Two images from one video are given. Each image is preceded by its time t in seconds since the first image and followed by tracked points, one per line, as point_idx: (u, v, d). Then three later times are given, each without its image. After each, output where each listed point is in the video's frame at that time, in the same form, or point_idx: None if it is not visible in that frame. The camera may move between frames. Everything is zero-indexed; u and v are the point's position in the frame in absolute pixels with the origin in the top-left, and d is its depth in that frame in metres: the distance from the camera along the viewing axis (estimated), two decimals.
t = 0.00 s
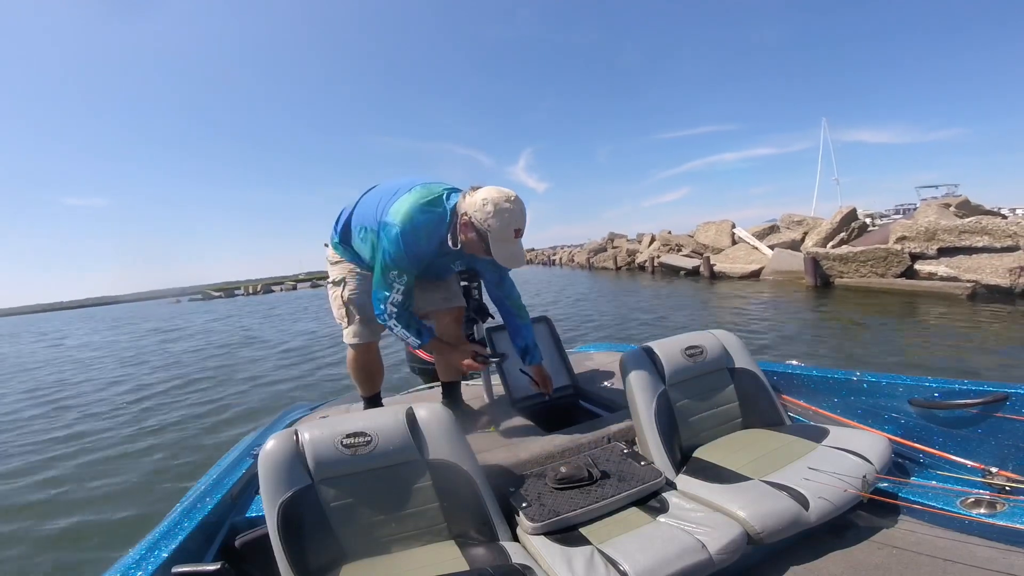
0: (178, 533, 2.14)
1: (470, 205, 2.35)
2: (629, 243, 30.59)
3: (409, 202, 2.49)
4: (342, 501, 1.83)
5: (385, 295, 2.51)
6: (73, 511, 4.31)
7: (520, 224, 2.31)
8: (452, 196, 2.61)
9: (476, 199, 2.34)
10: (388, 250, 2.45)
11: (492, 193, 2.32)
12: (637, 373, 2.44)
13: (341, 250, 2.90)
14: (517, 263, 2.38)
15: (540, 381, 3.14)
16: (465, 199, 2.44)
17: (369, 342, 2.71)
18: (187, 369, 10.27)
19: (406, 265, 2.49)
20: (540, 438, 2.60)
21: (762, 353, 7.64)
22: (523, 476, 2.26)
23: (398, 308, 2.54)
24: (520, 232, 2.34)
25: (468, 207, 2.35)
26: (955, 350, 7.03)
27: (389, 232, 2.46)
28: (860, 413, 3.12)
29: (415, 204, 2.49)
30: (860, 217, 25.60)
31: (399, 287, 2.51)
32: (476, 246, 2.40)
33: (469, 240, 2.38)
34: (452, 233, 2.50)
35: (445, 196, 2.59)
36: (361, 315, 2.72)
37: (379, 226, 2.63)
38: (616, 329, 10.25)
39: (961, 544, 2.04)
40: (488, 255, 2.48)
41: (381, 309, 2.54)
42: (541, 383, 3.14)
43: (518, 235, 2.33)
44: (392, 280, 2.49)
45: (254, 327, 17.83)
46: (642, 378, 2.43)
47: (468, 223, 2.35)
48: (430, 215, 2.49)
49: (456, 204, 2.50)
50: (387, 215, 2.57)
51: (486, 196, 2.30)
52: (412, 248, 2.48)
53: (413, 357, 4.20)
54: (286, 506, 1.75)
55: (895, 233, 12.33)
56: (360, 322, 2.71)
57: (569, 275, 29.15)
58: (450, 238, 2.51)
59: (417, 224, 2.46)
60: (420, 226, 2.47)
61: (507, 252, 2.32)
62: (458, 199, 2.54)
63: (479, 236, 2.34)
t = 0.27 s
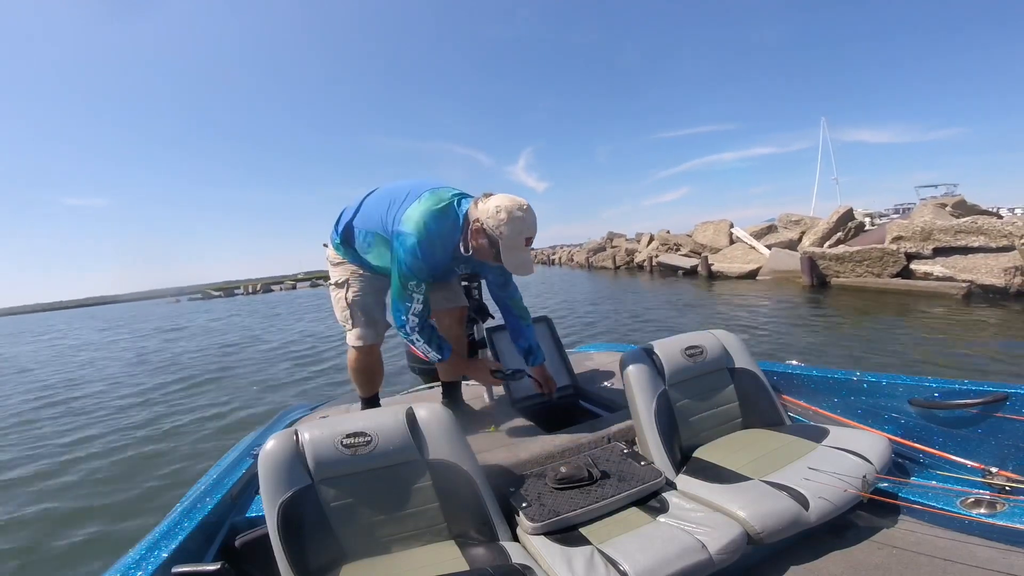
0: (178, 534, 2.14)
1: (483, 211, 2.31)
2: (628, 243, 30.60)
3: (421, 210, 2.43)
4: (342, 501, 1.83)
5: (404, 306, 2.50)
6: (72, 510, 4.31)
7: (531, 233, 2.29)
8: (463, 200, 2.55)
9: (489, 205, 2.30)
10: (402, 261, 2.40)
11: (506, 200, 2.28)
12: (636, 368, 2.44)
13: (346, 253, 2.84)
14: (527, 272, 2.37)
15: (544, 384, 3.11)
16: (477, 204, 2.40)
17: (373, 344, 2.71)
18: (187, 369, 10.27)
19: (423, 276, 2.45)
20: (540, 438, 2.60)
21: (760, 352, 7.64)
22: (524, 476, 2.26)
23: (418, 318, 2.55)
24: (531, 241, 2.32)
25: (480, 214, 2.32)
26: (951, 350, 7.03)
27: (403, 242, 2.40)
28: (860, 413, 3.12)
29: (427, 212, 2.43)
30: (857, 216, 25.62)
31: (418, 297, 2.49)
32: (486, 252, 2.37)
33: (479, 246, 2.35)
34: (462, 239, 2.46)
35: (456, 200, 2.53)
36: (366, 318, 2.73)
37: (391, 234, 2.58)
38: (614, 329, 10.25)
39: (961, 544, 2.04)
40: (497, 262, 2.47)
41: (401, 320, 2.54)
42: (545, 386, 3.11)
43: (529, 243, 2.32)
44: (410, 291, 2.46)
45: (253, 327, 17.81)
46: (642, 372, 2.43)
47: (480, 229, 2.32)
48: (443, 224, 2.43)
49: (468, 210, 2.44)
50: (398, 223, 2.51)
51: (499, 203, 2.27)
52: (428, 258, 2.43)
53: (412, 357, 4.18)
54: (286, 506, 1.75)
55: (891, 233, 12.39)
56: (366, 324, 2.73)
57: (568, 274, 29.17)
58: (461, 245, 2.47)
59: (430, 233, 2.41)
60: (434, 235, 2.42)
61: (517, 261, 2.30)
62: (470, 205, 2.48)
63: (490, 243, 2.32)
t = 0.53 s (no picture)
0: (178, 534, 2.14)
1: (491, 214, 2.32)
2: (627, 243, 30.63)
3: (431, 216, 2.42)
4: (342, 501, 1.83)
5: (423, 315, 2.49)
6: (71, 510, 4.31)
7: (539, 237, 2.32)
8: (471, 203, 2.55)
9: (498, 208, 2.31)
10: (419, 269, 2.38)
11: (515, 204, 2.31)
12: (636, 366, 2.44)
13: (349, 256, 2.83)
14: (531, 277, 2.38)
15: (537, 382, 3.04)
16: (486, 208, 2.42)
17: (376, 346, 2.70)
18: (187, 369, 10.28)
19: (439, 283, 2.44)
20: (540, 438, 2.60)
21: (758, 353, 7.64)
22: (523, 476, 2.26)
23: (436, 325, 2.54)
24: (538, 245, 2.34)
25: (490, 216, 2.33)
26: (946, 351, 7.06)
27: (418, 252, 2.39)
28: (860, 413, 3.12)
29: (438, 218, 2.41)
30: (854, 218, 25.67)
31: (436, 304, 2.48)
32: (493, 254, 2.36)
33: (487, 248, 2.35)
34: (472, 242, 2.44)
35: (464, 204, 2.52)
36: (369, 319, 2.73)
37: (402, 240, 2.58)
38: (613, 330, 10.26)
39: (961, 545, 2.04)
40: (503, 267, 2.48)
41: (420, 328, 2.53)
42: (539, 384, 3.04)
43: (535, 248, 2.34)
44: (428, 299, 2.46)
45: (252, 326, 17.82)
46: (641, 371, 2.43)
47: (488, 231, 2.32)
48: (454, 229, 2.42)
49: (477, 213, 2.44)
50: (409, 230, 2.50)
51: (509, 206, 2.29)
52: (443, 265, 2.41)
53: (412, 357, 4.17)
54: (286, 506, 1.75)
55: (887, 234, 12.45)
56: (370, 326, 2.72)
57: (566, 275, 29.19)
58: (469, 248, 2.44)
59: (444, 239, 2.39)
60: (447, 241, 2.40)
61: (523, 264, 2.31)
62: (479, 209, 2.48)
63: (498, 245, 2.33)
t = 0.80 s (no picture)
0: (178, 533, 2.14)
1: (497, 219, 2.34)
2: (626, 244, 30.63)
3: (436, 219, 2.41)
4: (342, 501, 1.83)
5: (430, 318, 2.48)
6: (70, 510, 4.31)
7: (543, 246, 2.34)
8: (474, 206, 2.56)
9: (504, 213, 2.33)
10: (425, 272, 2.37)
11: (521, 210, 2.32)
12: (636, 365, 2.44)
13: (351, 259, 2.82)
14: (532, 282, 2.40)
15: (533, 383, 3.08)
16: (492, 212, 2.43)
17: (378, 348, 2.71)
18: (186, 369, 10.27)
19: (446, 287, 2.43)
20: (540, 438, 2.60)
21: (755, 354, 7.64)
22: (523, 476, 2.26)
23: (443, 329, 2.52)
24: (542, 252, 2.37)
25: (495, 221, 2.34)
26: (941, 352, 7.07)
27: (424, 255, 2.38)
28: (860, 413, 3.12)
29: (443, 222, 2.41)
30: (852, 219, 25.68)
31: (442, 308, 2.46)
32: (497, 259, 2.39)
33: (491, 252, 2.38)
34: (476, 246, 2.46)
35: (468, 207, 2.53)
36: (371, 321, 2.74)
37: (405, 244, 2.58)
38: (611, 330, 10.26)
39: (961, 545, 2.04)
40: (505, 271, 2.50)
41: (427, 332, 2.51)
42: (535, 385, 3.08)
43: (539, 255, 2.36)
44: (435, 302, 2.44)
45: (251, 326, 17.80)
46: (641, 370, 2.43)
47: (493, 236, 2.35)
48: (459, 233, 2.42)
49: (483, 218, 2.45)
50: (414, 234, 2.49)
51: (515, 212, 2.30)
52: (449, 268, 2.41)
53: (412, 357, 4.17)
54: (286, 507, 1.75)
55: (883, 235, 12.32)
56: (372, 327, 2.73)
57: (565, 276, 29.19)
58: (474, 252, 2.47)
59: (449, 242, 2.39)
60: (452, 244, 2.40)
61: (524, 270, 2.33)
62: (484, 213, 2.49)
63: (502, 251, 2.35)
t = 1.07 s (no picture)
0: (178, 533, 2.14)
1: (499, 221, 2.33)
2: (624, 245, 30.66)
3: (437, 219, 2.42)
4: (342, 501, 1.83)
5: (430, 318, 2.48)
6: (70, 510, 4.32)
7: (544, 249, 2.35)
8: (475, 207, 2.56)
9: (506, 215, 2.33)
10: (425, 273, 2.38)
11: (523, 213, 2.32)
12: (637, 365, 2.44)
13: (351, 259, 2.83)
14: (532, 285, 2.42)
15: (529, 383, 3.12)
16: (493, 213, 2.43)
17: (379, 348, 2.70)
18: (186, 369, 10.27)
19: (447, 287, 2.43)
20: (541, 438, 2.59)
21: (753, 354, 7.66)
22: (523, 476, 2.26)
23: (443, 329, 2.53)
24: (542, 256, 2.38)
25: (496, 223, 2.34)
26: (936, 352, 7.09)
27: (424, 256, 2.38)
28: (860, 413, 3.12)
29: (444, 221, 2.41)
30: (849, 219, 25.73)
31: (443, 307, 2.47)
32: (497, 261, 2.39)
33: (491, 253, 2.38)
34: (477, 248, 2.47)
35: (468, 208, 2.53)
36: (372, 321, 2.74)
37: (406, 243, 2.58)
38: (609, 330, 10.27)
39: (962, 545, 2.04)
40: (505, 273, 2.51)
41: (427, 332, 2.52)
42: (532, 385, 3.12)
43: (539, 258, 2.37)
44: (435, 303, 2.44)
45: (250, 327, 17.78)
46: (641, 370, 2.43)
47: (494, 237, 2.35)
48: (459, 233, 2.42)
49: (484, 219, 2.45)
50: (414, 234, 2.49)
51: (518, 214, 2.30)
52: (450, 269, 2.40)
53: (412, 357, 4.16)
54: (286, 507, 1.75)
55: (879, 236, 12.45)
56: (373, 328, 2.73)
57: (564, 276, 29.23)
58: (475, 254, 2.48)
59: (450, 243, 2.39)
60: (453, 244, 2.40)
61: (524, 272, 2.34)
62: (485, 214, 2.49)
63: (502, 252, 2.35)
